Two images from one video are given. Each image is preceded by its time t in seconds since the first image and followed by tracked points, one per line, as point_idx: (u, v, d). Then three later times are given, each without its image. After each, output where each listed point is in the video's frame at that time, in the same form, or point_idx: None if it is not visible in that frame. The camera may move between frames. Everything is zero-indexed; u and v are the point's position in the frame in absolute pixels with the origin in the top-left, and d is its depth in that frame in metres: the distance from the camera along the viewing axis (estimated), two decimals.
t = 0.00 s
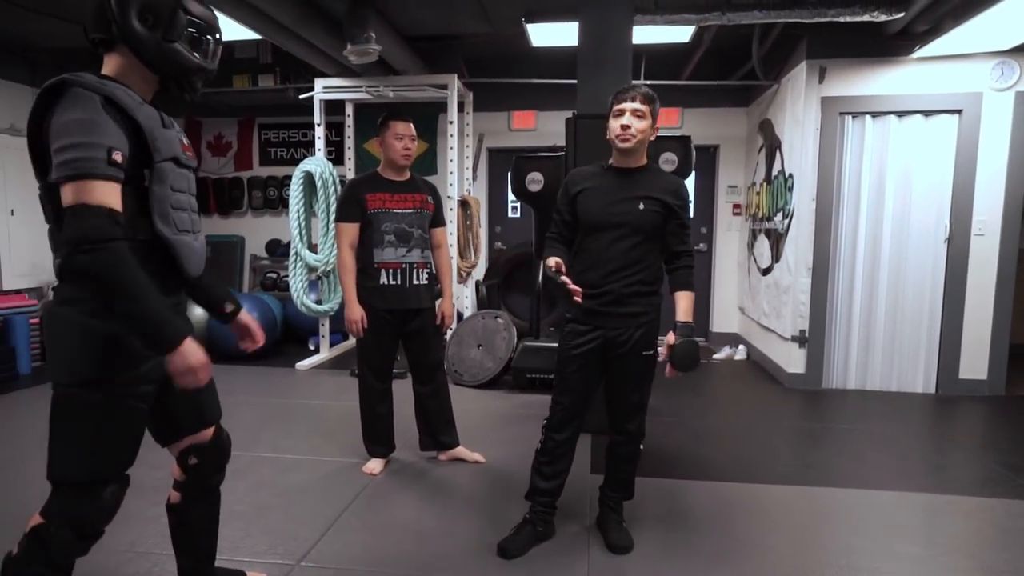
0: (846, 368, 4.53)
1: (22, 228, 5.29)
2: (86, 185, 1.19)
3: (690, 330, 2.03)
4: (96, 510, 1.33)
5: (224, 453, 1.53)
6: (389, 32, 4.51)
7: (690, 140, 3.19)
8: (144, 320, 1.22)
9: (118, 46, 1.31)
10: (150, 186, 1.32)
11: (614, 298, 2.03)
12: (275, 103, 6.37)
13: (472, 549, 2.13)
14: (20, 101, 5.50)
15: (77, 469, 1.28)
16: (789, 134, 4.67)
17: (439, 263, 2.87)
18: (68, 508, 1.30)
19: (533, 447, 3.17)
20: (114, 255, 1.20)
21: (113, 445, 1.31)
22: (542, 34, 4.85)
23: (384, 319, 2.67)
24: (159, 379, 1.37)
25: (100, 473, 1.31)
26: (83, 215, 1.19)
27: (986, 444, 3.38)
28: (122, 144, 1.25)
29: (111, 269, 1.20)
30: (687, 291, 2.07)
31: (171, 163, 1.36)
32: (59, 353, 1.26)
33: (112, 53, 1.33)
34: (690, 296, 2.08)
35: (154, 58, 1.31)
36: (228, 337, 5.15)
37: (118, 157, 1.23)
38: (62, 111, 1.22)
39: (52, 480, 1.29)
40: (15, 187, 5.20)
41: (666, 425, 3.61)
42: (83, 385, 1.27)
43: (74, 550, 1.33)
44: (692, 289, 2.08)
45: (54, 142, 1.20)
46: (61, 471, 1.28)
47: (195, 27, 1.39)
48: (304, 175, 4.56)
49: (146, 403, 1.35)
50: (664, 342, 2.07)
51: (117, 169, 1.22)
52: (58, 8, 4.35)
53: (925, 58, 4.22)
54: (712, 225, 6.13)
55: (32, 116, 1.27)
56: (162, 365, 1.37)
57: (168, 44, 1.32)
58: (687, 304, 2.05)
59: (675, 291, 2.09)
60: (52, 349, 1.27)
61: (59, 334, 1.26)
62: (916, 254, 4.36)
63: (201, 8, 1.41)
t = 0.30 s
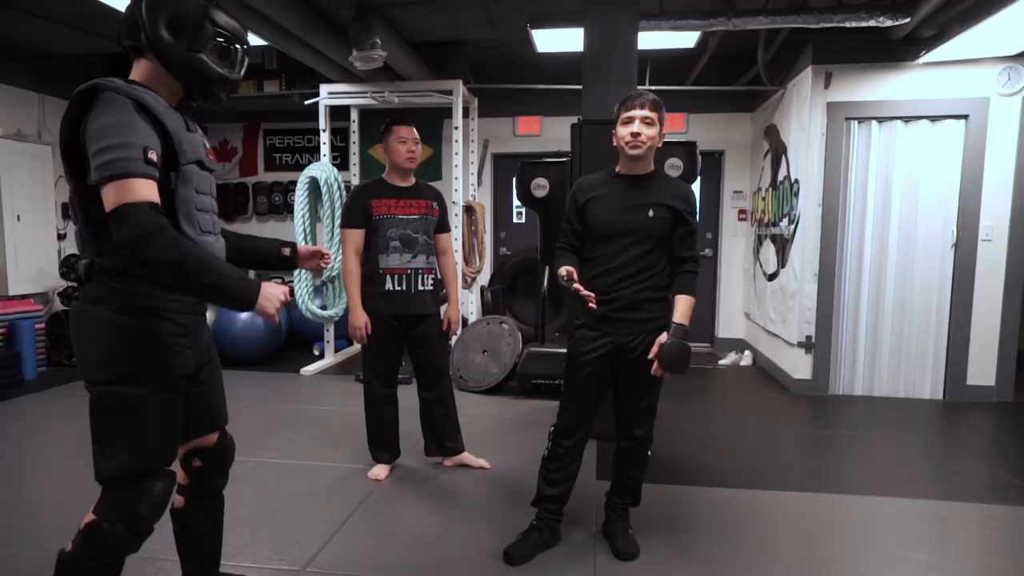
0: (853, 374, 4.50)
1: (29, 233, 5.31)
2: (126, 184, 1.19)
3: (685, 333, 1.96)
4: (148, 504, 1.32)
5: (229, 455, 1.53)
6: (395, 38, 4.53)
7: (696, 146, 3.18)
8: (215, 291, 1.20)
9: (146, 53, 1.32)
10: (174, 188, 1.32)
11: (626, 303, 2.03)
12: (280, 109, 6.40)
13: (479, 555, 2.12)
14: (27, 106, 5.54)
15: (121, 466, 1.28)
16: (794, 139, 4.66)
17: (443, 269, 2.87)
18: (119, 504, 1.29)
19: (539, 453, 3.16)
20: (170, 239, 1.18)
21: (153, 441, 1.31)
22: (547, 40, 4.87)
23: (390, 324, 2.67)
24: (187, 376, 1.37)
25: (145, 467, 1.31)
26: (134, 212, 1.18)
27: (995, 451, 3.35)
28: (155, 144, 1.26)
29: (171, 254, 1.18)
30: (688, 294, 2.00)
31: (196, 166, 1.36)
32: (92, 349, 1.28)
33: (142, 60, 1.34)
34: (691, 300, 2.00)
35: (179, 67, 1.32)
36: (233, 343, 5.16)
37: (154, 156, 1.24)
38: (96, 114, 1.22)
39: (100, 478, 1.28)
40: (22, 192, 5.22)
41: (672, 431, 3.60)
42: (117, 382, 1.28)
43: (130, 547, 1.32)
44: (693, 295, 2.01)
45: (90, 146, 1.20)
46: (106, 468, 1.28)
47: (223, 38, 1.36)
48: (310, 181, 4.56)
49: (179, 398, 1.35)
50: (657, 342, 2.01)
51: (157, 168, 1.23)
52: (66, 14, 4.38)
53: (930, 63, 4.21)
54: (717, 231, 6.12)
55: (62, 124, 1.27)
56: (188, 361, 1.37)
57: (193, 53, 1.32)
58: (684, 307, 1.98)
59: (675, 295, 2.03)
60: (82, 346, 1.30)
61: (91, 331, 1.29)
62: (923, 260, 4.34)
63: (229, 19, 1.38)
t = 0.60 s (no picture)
0: (862, 380, 4.47)
1: (38, 238, 5.35)
2: (105, 196, 1.14)
3: (702, 344, 1.99)
4: (139, 522, 1.29)
5: (237, 469, 1.52)
6: (401, 44, 4.54)
7: (703, 151, 3.17)
8: (111, 354, 1.14)
9: (152, 54, 1.32)
10: (183, 195, 1.31)
11: (631, 309, 2.01)
12: (288, 114, 6.43)
13: (485, 562, 2.10)
14: (38, 112, 5.59)
15: (120, 486, 1.24)
16: (802, 144, 4.64)
17: (449, 274, 2.88)
18: (111, 523, 1.26)
19: (545, 459, 3.14)
20: (108, 273, 1.12)
21: (155, 458, 1.28)
22: (553, 45, 4.87)
23: (396, 329, 2.67)
24: (190, 392, 1.35)
25: (140, 486, 1.27)
26: (92, 224, 1.12)
27: (1006, 459, 3.31)
28: (149, 156, 1.21)
29: (100, 289, 1.12)
30: (701, 303, 2.02)
31: (202, 171, 1.35)
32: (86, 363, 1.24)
33: (148, 62, 1.33)
34: (704, 309, 2.02)
35: (187, 68, 1.32)
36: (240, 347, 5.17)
37: (143, 169, 1.18)
38: (96, 119, 1.19)
39: (91, 498, 1.24)
40: (32, 197, 5.27)
41: (679, 438, 3.57)
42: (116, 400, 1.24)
43: (125, 564, 1.30)
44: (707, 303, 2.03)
45: (81, 149, 1.16)
46: (98, 489, 1.24)
47: (230, 39, 1.38)
48: (316, 186, 4.58)
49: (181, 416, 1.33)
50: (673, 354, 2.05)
51: (144, 183, 1.18)
52: (76, 21, 4.42)
53: (939, 68, 4.19)
54: (725, 236, 6.09)
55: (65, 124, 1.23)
56: (194, 377, 1.36)
57: (202, 54, 1.32)
58: (700, 316, 2.01)
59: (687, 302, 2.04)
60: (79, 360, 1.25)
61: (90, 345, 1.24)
62: (932, 265, 4.30)
63: (237, 20, 1.40)
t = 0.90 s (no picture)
0: (874, 386, 4.42)
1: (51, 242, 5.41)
2: (85, 199, 1.13)
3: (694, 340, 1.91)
4: (136, 534, 1.29)
5: (231, 478, 1.50)
6: (410, 49, 4.57)
7: (711, 155, 3.16)
8: (86, 366, 1.13)
9: (140, 49, 1.31)
10: (183, 197, 1.31)
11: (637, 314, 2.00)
12: (298, 119, 6.47)
13: (491, 568, 2.09)
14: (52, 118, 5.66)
15: (119, 500, 1.24)
16: (813, 148, 4.62)
17: (456, 278, 2.88)
18: (108, 537, 1.26)
19: (553, 464, 3.13)
20: (82, 281, 1.11)
21: (157, 467, 1.29)
22: (562, 50, 4.88)
23: (403, 334, 2.67)
24: (193, 403, 1.36)
25: (138, 500, 1.27)
26: (71, 228, 1.12)
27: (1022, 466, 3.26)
28: (136, 158, 1.19)
29: (74, 297, 1.11)
30: (705, 304, 1.97)
31: (202, 171, 1.35)
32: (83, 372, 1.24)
33: (136, 57, 1.32)
34: (706, 310, 1.97)
35: (178, 58, 1.32)
36: (250, 351, 5.20)
37: (127, 170, 1.16)
38: (83, 119, 1.17)
39: (86, 512, 1.24)
40: (45, 202, 5.32)
41: (688, 443, 3.55)
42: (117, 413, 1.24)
43: None
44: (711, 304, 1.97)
45: (65, 150, 1.16)
46: (94, 504, 1.23)
47: (220, 27, 1.40)
48: (325, 191, 4.60)
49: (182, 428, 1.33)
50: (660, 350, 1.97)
51: (128, 187, 1.17)
52: (89, 29, 4.47)
53: (951, 71, 4.15)
54: (735, 240, 6.06)
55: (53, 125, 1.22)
56: (197, 387, 1.36)
57: (193, 43, 1.32)
58: (698, 315, 1.94)
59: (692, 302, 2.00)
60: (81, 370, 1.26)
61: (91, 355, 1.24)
62: (945, 270, 4.26)
63: (228, 7, 1.42)
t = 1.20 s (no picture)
0: (887, 391, 4.37)
1: (66, 245, 5.46)
2: (110, 209, 1.13)
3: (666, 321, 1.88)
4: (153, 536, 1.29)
5: (237, 479, 1.50)
6: (420, 53, 4.59)
7: (721, 158, 3.14)
8: (173, 356, 1.15)
9: (137, 53, 1.32)
10: (192, 199, 1.30)
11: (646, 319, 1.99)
12: (309, 123, 6.52)
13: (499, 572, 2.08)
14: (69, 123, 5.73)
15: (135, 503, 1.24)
16: (825, 151, 4.58)
17: (464, 281, 2.88)
18: (123, 540, 1.25)
19: (562, 468, 3.12)
20: (137, 283, 1.12)
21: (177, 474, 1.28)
22: (572, 53, 4.89)
23: (411, 338, 2.67)
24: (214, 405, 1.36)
25: (155, 503, 1.26)
26: (104, 239, 1.13)
27: None
28: (150, 163, 1.20)
29: (132, 301, 1.12)
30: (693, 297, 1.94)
31: (208, 172, 1.33)
32: (117, 383, 1.24)
33: (134, 62, 1.34)
34: (693, 304, 1.93)
35: (174, 60, 1.32)
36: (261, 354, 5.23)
37: (146, 175, 1.17)
38: (92, 129, 1.17)
39: (104, 515, 1.24)
40: (60, 206, 5.39)
41: (699, 448, 3.53)
42: (142, 416, 1.24)
43: None
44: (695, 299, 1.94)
45: (81, 162, 1.16)
46: (110, 505, 1.23)
47: (218, 29, 1.39)
48: (335, 194, 4.62)
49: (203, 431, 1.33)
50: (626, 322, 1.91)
51: (148, 191, 1.18)
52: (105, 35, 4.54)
53: (966, 73, 4.10)
54: (746, 243, 6.03)
55: (59, 136, 1.23)
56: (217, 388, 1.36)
57: (188, 46, 1.33)
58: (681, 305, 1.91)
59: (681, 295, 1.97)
60: (103, 377, 1.26)
61: (113, 361, 1.25)
62: (961, 273, 4.20)
63: (226, 10, 1.41)
